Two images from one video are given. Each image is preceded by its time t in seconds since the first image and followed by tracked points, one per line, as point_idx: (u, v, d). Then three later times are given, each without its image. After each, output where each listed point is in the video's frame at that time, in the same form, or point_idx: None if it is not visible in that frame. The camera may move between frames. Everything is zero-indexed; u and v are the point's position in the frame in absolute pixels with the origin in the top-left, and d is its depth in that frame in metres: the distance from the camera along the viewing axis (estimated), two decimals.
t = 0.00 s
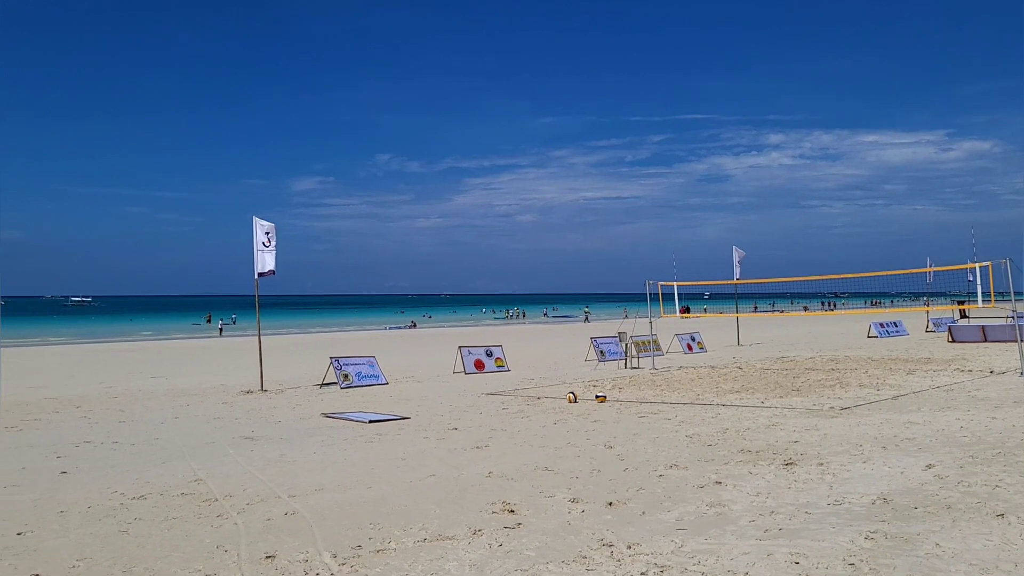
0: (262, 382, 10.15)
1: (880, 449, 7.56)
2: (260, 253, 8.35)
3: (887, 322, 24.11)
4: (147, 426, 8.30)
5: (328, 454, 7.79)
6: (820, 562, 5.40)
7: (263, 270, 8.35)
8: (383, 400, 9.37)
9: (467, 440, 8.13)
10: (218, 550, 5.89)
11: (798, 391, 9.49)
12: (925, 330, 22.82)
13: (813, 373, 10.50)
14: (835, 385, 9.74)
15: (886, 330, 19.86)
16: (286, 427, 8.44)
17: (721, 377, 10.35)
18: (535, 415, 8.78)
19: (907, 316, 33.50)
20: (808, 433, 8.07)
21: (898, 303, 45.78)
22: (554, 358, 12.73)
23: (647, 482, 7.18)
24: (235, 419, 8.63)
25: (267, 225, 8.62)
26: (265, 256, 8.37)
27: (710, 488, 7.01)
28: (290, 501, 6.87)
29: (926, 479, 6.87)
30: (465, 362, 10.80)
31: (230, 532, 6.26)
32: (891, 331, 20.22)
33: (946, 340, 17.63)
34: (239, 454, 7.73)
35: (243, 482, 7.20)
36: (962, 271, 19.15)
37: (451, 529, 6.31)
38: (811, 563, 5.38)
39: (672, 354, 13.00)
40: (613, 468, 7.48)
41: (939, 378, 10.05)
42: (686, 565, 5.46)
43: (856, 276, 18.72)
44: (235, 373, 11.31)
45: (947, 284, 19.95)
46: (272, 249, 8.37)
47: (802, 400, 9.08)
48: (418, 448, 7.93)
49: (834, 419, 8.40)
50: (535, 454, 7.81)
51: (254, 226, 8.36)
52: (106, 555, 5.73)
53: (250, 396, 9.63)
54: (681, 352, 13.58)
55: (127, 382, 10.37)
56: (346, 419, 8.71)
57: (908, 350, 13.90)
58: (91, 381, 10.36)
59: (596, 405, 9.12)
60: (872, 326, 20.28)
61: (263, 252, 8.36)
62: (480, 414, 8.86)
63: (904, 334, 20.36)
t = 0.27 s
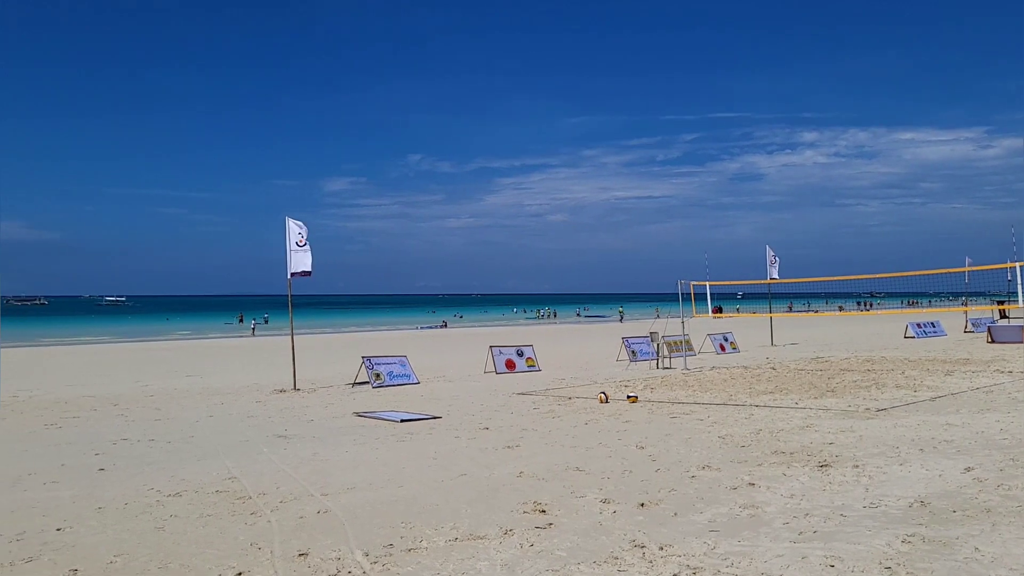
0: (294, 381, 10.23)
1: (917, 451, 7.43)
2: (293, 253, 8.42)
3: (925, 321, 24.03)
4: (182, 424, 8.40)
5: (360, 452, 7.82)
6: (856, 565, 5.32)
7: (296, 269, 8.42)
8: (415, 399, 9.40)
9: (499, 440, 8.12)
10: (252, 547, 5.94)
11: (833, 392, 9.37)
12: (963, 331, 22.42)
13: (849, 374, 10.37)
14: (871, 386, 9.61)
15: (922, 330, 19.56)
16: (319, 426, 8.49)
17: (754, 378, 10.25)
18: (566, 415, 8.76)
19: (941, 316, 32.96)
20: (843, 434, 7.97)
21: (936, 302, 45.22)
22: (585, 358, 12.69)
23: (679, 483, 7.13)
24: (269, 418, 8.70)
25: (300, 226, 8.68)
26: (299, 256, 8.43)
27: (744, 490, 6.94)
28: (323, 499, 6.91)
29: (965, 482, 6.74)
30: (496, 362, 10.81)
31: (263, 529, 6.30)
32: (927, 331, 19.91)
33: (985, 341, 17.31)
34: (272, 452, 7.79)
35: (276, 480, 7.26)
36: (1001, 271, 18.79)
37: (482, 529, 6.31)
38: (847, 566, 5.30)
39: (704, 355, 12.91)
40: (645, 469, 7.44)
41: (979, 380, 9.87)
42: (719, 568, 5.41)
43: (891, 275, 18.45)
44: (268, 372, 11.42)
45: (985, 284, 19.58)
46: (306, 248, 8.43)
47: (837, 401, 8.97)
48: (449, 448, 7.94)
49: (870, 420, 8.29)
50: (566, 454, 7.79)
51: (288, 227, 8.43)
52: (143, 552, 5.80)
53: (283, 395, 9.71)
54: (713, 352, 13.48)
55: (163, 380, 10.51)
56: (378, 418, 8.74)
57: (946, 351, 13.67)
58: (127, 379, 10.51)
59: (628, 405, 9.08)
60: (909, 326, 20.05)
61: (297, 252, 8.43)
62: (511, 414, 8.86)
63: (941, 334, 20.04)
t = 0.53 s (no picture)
0: (322, 380, 10.29)
1: (950, 453, 7.33)
2: (321, 253, 8.46)
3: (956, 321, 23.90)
4: (212, 423, 8.47)
5: (388, 452, 7.85)
6: (887, 568, 5.25)
7: (324, 270, 8.46)
8: (441, 399, 9.42)
9: (525, 440, 8.12)
10: (280, 545, 5.97)
11: (863, 393, 9.27)
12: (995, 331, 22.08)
13: (879, 375, 10.25)
14: (902, 387, 9.49)
15: (954, 331, 19.29)
16: (346, 425, 8.53)
17: (783, 378, 10.17)
18: (592, 415, 8.74)
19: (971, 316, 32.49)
20: (874, 436, 7.88)
21: (967, 302, 44.66)
22: (611, 358, 12.66)
23: (707, 484, 7.09)
24: (296, 417, 8.76)
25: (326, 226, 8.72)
26: (327, 256, 8.48)
27: (772, 491, 6.88)
28: (350, 498, 6.93)
29: (1000, 484, 6.63)
30: (522, 362, 10.81)
31: (291, 528, 6.34)
32: (959, 331, 19.64)
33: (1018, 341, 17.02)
34: (300, 451, 7.84)
35: (304, 479, 7.30)
36: None
37: (508, 529, 6.30)
38: (878, 569, 5.23)
39: (732, 355, 12.82)
40: (672, 469, 7.39)
41: (1013, 381, 9.71)
42: (748, 569, 5.36)
43: (921, 275, 18.21)
44: (295, 372, 11.50)
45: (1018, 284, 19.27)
46: (333, 248, 8.47)
47: (867, 402, 8.87)
48: (475, 447, 7.95)
49: (901, 422, 8.19)
50: (593, 454, 7.77)
51: (316, 227, 8.48)
52: (173, 549, 5.85)
53: (311, 394, 9.77)
54: (741, 352, 13.39)
55: (192, 380, 10.62)
56: (405, 418, 8.77)
57: (979, 351, 13.46)
58: (157, 379, 10.63)
59: (655, 405, 9.04)
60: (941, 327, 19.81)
61: (324, 252, 8.48)
62: (538, 414, 8.85)
63: (974, 334, 19.75)
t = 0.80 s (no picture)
0: (342, 380, 10.33)
1: (974, 454, 7.25)
2: (340, 253, 8.49)
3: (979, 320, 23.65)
4: (232, 423, 8.52)
5: (407, 452, 7.87)
6: (909, 570, 5.20)
7: (343, 270, 8.49)
8: (460, 399, 9.43)
9: (544, 440, 8.11)
10: (300, 544, 6.00)
11: (885, 393, 9.20)
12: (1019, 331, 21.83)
13: (902, 375, 10.17)
14: (925, 387, 9.41)
15: (977, 330, 19.09)
16: (366, 425, 8.56)
17: (803, 378, 10.11)
18: (611, 416, 8.71)
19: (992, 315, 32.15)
20: (896, 436, 7.81)
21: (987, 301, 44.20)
22: (631, 358, 12.63)
23: (727, 485, 7.05)
24: (316, 417, 8.80)
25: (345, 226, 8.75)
26: (346, 257, 8.51)
27: (793, 492, 6.83)
28: (369, 498, 6.95)
29: None
30: (541, 362, 10.80)
31: (311, 527, 6.36)
32: (982, 331, 19.43)
33: None
34: (319, 451, 7.87)
35: (323, 478, 7.33)
36: None
37: (527, 529, 6.30)
38: (900, 571, 5.18)
39: (752, 355, 12.76)
40: (691, 470, 7.36)
41: None
42: (769, 571, 5.33)
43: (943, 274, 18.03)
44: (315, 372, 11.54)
45: None
46: (353, 249, 8.50)
47: (889, 402, 8.80)
48: (494, 447, 7.95)
49: (924, 422, 8.12)
50: (612, 455, 7.75)
51: (335, 227, 8.51)
52: (194, 547, 5.89)
53: (331, 394, 9.81)
54: (761, 352, 13.32)
55: (212, 379, 10.68)
56: (423, 417, 8.79)
57: (1003, 351, 13.31)
58: (178, 378, 10.71)
59: (674, 405, 9.01)
60: (965, 326, 19.63)
61: (343, 253, 8.51)
62: (556, 414, 8.84)
63: (999, 334, 19.54)
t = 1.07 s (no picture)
0: (358, 381, 10.36)
1: (994, 456, 7.18)
2: (356, 254, 8.52)
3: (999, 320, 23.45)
4: (249, 423, 8.56)
5: (423, 452, 7.88)
6: (929, 573, 5.15)
7: (360, 271, 8.52)
8: (476, 399, 9.44)
9: (560, 441, 8.10)
10: (316, 544, 6.02)
11: (905, 394, 9.13)
12: None
13: (921, 376, 10.09)
14: (945, 389, 9.33)
15: (997, 331, 18.92)
16: (382, 426, 8.58)
17: (821, 379, 10.05)
18: (627, 417, 8.69)
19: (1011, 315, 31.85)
20: (915, 438, 7.75)
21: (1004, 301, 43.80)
22: (647, 359, 12.61)
23: (744, 486, 7.01)
24: (333, 417, 8.83)
25: (362, 227, 8.77)
26: (362, 258, 8.53)
27: (810, 494, 6.79)
28: (386, 498, 6.96)
29: None
30: (557, 363, 10.80)
31: (327, 527, 6.38)
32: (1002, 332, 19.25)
33: None
34: (336, 452, 7.89)
35: (340, 479, 7.35)
36: None
37: (543, 530, 6.29)
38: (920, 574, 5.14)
39: (770, 356, 12.70)
40: (708, 471, 7.33)
41: None
42: (787, 573, 5.29)
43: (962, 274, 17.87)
44: (332, 372, 11.59)
45: None
46: (370, 250, 8.52)
47: (908, 404, 8.74)
48: (511, 448, 7.95)
49: (943, 424, 8.05)
50: (628, 456, 7.73)
51: (351, 229, 8.53)
52: (212, 548, 5.92)
53: (347, 395, 9.84)
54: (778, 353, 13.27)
55: (230, 380, 10.74)
56: (440, 418, 8.81)
57: None
58: (196, 379, 10.78)
59: (691, 406, 8.98)
60: (986, 327, 19.43)
61: (359, 254, 8.53)
62: (573, 415, 8.84)
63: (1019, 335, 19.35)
